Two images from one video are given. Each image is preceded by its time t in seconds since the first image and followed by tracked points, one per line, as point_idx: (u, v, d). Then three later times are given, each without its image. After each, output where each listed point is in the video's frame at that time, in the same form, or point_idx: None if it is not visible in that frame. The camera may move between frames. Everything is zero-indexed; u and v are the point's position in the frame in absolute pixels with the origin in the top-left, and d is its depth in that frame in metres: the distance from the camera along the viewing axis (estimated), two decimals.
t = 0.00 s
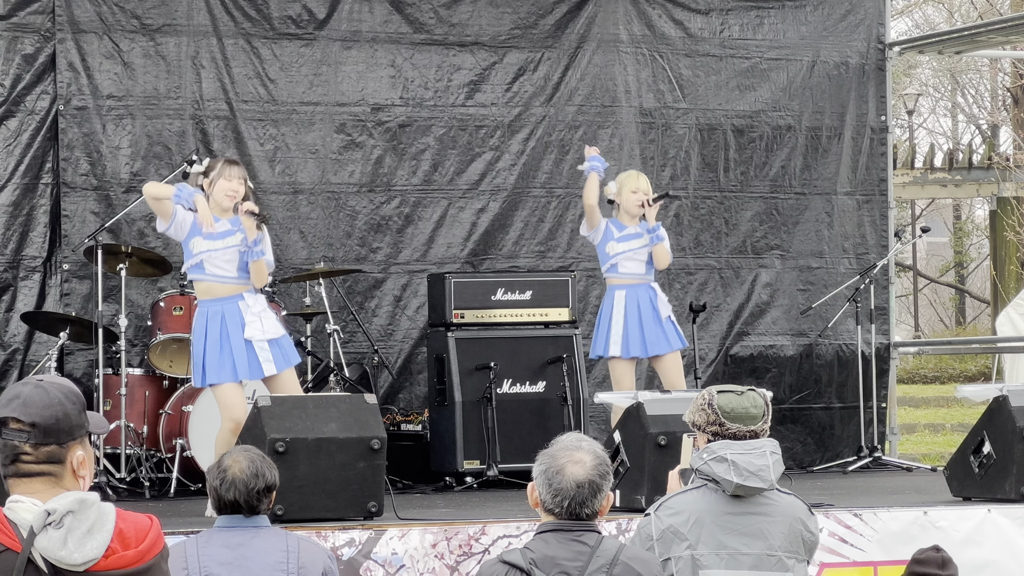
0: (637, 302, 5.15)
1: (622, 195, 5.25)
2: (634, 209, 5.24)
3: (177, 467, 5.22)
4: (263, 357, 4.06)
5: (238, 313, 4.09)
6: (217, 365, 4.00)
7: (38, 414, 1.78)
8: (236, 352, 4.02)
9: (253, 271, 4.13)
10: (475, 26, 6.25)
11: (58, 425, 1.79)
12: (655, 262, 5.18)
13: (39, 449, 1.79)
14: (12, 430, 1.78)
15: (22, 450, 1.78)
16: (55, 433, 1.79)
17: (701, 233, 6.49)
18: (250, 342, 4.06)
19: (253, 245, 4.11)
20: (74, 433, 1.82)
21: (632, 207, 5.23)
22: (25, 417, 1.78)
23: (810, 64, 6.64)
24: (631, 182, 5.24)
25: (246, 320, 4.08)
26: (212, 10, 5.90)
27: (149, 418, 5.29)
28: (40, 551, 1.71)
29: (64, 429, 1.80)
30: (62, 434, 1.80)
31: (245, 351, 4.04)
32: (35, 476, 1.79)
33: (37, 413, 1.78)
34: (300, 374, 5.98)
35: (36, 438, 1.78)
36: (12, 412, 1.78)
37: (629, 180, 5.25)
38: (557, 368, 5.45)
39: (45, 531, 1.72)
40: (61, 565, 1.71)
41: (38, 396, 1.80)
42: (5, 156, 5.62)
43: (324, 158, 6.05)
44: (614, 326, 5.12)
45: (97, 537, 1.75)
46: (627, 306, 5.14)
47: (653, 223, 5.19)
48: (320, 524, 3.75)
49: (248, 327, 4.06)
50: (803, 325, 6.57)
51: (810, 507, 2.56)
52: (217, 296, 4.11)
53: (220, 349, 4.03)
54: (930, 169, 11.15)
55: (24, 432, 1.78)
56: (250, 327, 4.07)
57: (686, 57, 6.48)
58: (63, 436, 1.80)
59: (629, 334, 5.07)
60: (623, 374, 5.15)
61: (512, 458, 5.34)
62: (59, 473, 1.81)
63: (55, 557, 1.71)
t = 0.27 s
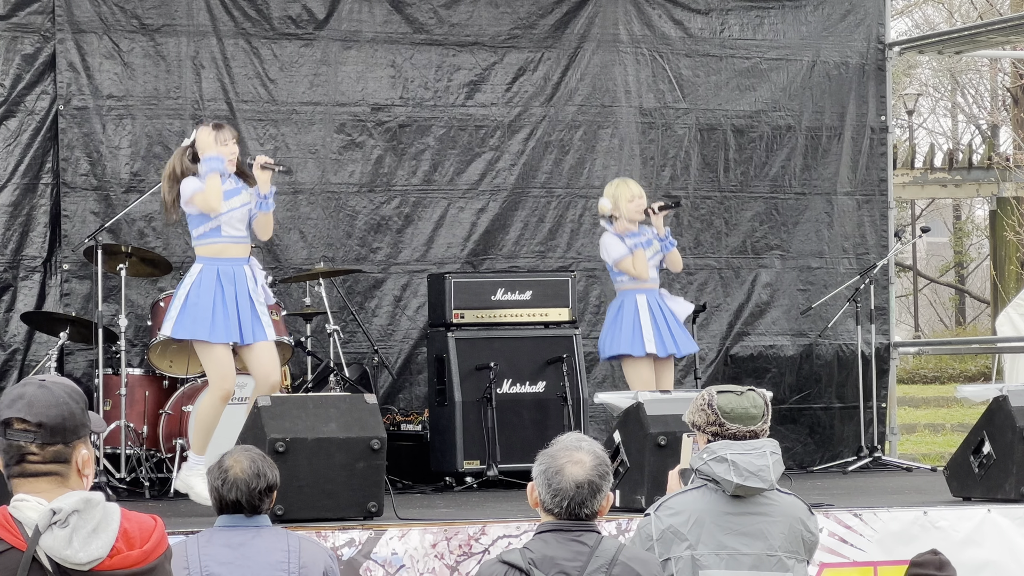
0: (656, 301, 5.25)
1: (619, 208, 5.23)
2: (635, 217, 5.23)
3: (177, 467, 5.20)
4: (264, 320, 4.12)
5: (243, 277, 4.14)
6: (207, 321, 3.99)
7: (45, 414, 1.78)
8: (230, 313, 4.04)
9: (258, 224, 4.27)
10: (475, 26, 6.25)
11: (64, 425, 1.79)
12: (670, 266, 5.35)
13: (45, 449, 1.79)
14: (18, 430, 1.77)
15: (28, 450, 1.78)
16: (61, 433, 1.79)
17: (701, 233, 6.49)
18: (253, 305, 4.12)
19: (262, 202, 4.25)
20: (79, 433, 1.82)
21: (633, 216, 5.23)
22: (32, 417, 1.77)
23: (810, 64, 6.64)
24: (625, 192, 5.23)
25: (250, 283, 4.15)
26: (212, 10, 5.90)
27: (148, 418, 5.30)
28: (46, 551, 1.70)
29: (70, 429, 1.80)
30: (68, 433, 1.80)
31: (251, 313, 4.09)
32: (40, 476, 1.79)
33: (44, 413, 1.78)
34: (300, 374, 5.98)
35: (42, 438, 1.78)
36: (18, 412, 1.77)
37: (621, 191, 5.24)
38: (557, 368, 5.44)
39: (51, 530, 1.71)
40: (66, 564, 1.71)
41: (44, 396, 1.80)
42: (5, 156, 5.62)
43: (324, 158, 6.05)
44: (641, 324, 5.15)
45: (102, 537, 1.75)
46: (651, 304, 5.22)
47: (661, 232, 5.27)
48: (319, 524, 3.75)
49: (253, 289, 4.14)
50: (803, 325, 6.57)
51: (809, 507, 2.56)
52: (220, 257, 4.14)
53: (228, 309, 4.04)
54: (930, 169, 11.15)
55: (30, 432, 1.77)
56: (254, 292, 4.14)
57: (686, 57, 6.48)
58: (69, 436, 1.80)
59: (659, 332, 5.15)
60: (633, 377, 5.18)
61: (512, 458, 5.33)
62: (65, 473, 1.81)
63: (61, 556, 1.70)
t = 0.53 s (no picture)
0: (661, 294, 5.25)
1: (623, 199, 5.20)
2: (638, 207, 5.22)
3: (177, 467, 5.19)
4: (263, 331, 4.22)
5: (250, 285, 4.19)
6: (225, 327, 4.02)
7: (48, 413, 1.78)
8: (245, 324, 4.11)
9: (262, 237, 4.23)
10: (475, 26, 6.25)
11: (68, 424, 1.79)
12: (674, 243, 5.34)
13: (49, 448, 1.78)
14: (22, 429, 1.77)
15: (31, 449, 1.78)
16: (65, 432, 1.79)
17: (701, 233, 6.49)
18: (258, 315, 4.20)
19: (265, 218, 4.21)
20: (83, 432, 1.82)
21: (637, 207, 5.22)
22: (36, 416, 1.77)
23: (810, 64, 6.64)
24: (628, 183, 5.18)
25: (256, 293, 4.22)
26: (212, 10, 5.90)
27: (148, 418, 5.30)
28: (49, 550, 1.70)
29: (74, 429, 1.80)
30: (71, 433, 1.80)
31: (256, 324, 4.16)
32: (44, 475, 1.79)
33: (48, 412, 1.78)
34: (300, 374, 5.98)
35: (46, 437, 1.78)
36: (21, 412, 1.77)
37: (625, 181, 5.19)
38: (557, 368, 5.44)
39: (53, 529, 1.71)
40: (69, 563, 1.71)
41: (47, 395, 1.79)
42: (5, 156, 5.62)
43: (324, 158, 6.05)
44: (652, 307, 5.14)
45: (105, 536, 1.75)
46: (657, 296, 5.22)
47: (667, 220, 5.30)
48: (319, 524, 3.75)
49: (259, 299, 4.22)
50: (803, 325, 6.57)
51: (809, 507, 2.56)
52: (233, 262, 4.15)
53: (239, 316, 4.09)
54: (930, 169, 11.15)
55: (34, 431, 1.77)
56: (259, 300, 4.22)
57: (686, 57, 6.48)
58: (73, 435, 1.80)
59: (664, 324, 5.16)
60: (637, 379, 5.09)
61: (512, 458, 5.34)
62: (68, 473, 1.81)
63: (64, 555, 1.70)
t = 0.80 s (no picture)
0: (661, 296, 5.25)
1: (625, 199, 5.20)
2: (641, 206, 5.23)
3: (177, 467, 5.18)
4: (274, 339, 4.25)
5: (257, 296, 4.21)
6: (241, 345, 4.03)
7: (49, 412, 1.78)
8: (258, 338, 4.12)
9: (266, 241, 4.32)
10: (475, 26, 6.25)
11: (69, 423, 1.79)
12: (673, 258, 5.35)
13: (50, 448, 1.78)
14: (23, 429, 1.77)
15: (33, 449, 1.78)
16: (66, 431, 1.79)
17: (701, 233, 6.49)
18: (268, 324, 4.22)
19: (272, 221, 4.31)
20: (84, 431, 1.82)
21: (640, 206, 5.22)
22: (37, 415, 1.77)
23: (810, 63, 6.64)
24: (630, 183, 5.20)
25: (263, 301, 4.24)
26: (212, 10, 5.90)
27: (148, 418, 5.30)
28: (51, 549, 1.70)
29: (75, 427, 1.80)
30: (73, 432, 1.80)
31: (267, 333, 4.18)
32: (45, 475, 1.79)
33: (49, 411, 1.78)
34: (300, 374, 5.98)
35: (47, 436, 1.78)
36: (22, 411, 1.77)
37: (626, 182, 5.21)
38: (557, 368, 5.44)
39: (54, 528, 1.71)
40: (71, 562, 1.71)
41: (48, 394, 1.80)
42: (5, 155, 5.62)
43: (324, 158, 6.05)
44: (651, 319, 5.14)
45: (107, 535, 1.74)
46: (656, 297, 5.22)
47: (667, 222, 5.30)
48: (320, 524, 3.75)
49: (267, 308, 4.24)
50: (803, 325, 6.57)
51: (808, 507, 2.56)
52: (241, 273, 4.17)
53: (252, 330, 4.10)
54: (930, 169, 11.15)
55: (35, 431, 1.77)
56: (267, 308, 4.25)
57: (686, 57, 6.48)
58: (74, 434, 1.80)
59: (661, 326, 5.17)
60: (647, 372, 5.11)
61: (512, 458, 5.34)
62: (69, 472, 1.81)
63: (65, 554, 1.70)
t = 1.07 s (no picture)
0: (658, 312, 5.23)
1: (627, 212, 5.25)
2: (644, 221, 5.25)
3: (177, 467, 5.18)
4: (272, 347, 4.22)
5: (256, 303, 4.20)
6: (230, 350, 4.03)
7: (51, 412, 1.78)
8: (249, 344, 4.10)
9: (266, 250, 4.31)
10: (475, 25, 6.25)
11: (71, 422, 1.80)
12: (671, 274, 5.31)
13: (51, 447, 1.78)
14: (26, 428, 1.77)
15: (34, 448, 1.78)
16: (68, 431, 1.79)
17: (701, 233, 6.49)
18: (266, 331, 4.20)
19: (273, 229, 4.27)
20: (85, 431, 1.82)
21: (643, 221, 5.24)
22: (39, 415, 1.77)
23: (810, 63, 6.64)
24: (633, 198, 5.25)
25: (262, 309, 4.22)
26: (212, 10, 5.90)
27: (148, 418, 5.30)
28: (52, 549, 1.70)
29: (77, 427, 1.80)
30: (74, 432, 1.80)
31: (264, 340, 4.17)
32: (46, 474, 1.79)
33: (51, 411, 1.78)
34: (300, 374, 5.98)
35: (49, 435, 1.78)
36: (24, 411, 1.77)
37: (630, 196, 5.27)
38: (556, 368, 5.44)
39: (55, 528, 1.71)
40: (71, 562, 1.71)
41: (50, 394, 1.80)
42: (5, 156, 5.62)
43: (324, 158, 6.05)
44: (641, 334, 5.15)
45: (108, 534, 1.75)
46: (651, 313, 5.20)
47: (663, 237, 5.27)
48: (320, 524, 3.75)
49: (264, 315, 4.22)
50: (803, 325, 6.57)
51: (808, 507, 2.56)
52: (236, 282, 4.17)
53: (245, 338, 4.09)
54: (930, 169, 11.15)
55: (36, 430, 1.77)
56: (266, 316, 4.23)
57: (686, 57, 6.48)
58: (76, 433, 1.80)
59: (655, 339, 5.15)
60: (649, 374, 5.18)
61: (512, 458, 5.34)
62: (69, 472, 1.81)
63: (66, 553, 1.70)
